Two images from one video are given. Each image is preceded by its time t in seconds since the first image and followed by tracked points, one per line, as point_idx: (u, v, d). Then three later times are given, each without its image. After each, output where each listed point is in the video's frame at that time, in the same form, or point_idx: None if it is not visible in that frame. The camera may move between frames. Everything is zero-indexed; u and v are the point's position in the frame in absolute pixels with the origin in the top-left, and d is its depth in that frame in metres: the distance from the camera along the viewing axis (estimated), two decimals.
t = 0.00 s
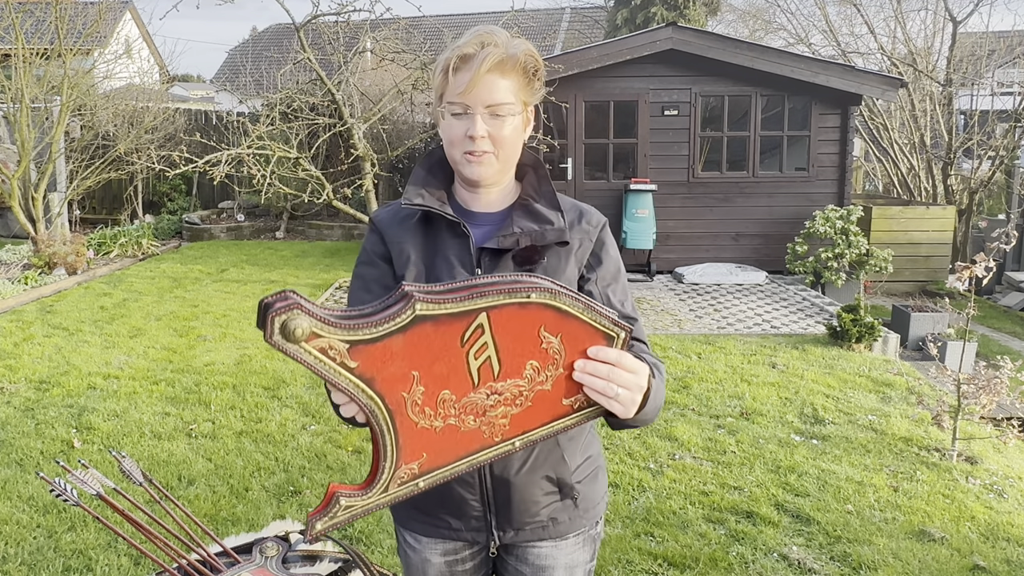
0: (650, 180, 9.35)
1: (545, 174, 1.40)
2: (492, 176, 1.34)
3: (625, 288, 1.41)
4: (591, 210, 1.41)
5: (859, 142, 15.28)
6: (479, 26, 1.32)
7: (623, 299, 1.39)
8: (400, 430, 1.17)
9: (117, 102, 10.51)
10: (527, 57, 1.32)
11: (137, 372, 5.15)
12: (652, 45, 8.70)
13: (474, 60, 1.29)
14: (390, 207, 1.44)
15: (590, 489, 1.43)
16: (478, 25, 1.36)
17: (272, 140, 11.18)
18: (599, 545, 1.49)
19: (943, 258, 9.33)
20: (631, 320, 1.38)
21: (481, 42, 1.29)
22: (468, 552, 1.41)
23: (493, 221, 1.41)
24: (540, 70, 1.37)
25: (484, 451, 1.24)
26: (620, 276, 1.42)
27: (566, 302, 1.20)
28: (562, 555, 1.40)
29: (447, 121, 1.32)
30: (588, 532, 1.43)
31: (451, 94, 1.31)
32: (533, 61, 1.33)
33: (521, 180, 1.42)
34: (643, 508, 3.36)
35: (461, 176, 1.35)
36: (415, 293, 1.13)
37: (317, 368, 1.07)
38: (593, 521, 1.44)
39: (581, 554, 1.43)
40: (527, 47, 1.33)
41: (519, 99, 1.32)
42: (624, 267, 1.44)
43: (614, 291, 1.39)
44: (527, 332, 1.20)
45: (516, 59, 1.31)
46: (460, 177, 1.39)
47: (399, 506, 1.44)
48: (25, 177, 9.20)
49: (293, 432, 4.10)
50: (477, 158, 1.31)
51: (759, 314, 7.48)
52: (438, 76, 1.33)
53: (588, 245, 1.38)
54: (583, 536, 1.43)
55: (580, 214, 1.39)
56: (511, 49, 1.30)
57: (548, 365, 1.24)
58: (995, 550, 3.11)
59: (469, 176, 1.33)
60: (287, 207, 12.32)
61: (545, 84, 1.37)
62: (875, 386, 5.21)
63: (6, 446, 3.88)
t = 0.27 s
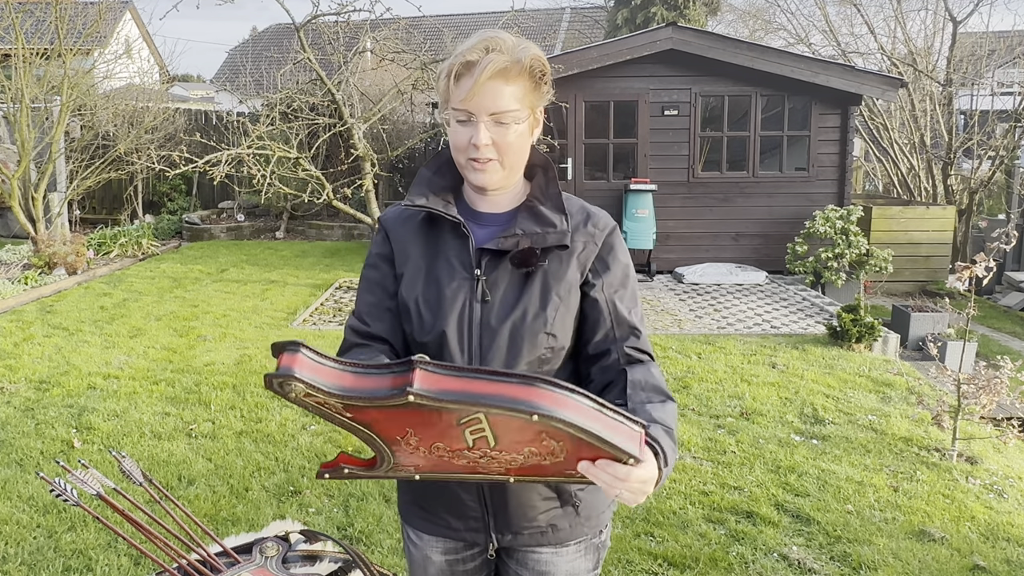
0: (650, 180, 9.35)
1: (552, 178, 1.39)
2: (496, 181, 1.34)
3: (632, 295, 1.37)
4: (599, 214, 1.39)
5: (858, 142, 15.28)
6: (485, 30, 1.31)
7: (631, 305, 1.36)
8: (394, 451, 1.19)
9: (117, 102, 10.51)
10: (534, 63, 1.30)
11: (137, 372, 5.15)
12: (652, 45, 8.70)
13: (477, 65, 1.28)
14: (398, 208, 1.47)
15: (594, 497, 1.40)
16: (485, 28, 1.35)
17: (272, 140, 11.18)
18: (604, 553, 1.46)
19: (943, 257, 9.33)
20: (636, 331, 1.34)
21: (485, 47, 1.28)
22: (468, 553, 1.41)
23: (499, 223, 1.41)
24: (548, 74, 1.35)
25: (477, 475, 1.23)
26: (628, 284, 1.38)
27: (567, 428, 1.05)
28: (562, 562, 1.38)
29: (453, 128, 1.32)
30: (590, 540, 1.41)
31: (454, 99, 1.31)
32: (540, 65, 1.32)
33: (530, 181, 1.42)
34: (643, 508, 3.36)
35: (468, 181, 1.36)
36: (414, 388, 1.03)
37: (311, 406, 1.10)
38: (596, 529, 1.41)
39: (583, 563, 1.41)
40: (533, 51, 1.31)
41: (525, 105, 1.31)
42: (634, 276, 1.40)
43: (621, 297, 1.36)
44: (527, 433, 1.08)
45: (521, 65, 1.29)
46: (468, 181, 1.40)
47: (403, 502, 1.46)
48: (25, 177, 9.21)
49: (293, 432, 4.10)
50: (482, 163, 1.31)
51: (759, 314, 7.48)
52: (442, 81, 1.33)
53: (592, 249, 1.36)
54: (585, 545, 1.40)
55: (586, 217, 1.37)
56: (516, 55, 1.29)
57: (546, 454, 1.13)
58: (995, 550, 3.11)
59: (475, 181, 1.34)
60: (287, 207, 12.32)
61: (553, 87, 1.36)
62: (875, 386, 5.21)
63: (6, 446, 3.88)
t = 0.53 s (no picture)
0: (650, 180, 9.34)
1: (564, 178, 1.37)
2: (504, 182, 1.34)
3: (642, 298, 1.34)
4: (612, 216, 1.37)
5: (859, 142, 15.27)
6: (497, 30, 1.31)
7: (641, 309, 1.33)
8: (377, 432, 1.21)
9: (118, 102, 10.51)
10: (544, 63, 1.29)
11: (137, 372, 5.15)
12: (652, 45, 8.71)
13: (486, 65, 1.28)
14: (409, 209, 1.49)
15: (600, 503, 1.39)
16: (498, 27, 1.34)
17: (272, 140, 11.18)
18: (610, 559, 1.45)
19: (943, 257, 9.33)
20: (644, 335, 1.31)
21: (495, 47, 1.27)
22: (473, 554, 1.42)
23: (509, 223, 1.40)
24: (561, 75, 1.34)
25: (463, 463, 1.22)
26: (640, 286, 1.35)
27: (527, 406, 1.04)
28: (566, 567, 1.37)
29: (463, 127, 1.33)
30: (595, 545, 1.40)
31: (464, 99, 1.31)
32: (551, 66, 1.30)
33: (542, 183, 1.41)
34: (643, 508, 3.36)
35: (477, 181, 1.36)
36: (378, 365, 1.05)
37: (290, 382, 1.13)
38: (602, 535, 1.40)
39: (588, 568, 1.40)
40: (545, 52, 1.30)
41: (534, 106, 1.30)
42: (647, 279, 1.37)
43: (630, 301, 1.33)
44: (495, 415, 1.08)
45: (531, 65, 1.28)
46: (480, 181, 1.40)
47: (410, 501, 1.48)
48: (25, 177, 9.21)
49: (293, 432, 4.10)
50: (489, 164, 1.31)
51: (759, 314, 7.47)
52: (451, 80, 1.33)
53: (603, 252, 1.33)
54: (590, 550, 1.39)
55: (597, 219, 1.35)
56: (526, 55, 1.28)
57: (520, 439, 1.11)
58: (995, 550, 3.11)
59: (484, 182, 1.34)
60: (287, 207, 12.32)
61: (565, 88, 1.35)
62: (875, 386, 5.21)
63: (6, 446, 3.88)
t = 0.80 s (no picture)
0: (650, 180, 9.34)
1: (571, 178, 1.37)
2: (507, 183, 1.34)
3: (647, 292, 1.34)
4: (617, 214, 1.37)
5: (859, 142, 15.27)
6: (504, 31, 1.30)
7: (646, 303, 1.33)
8: (368, 408, 1.25)
9: (117, 102, 10.51)
10: (549, 65, 1.28)
11: (137, 372, 5.15)
12: (652, 45, 8.71)
13: (490, 67, 1.27)
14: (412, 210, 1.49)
15: (608, 503, 1.39)
16: (505, 28, 1.33)
17: (272, 140, 11.18)
18: (617, 559, 1.45)
19: (943, 257, 9.33)
20: (650, 329, 1.30)
21: (501, 49, 1.27)
22: (480, 556, 1.42)
23: (516, 223, 1.41)
24: (568, 76, 1.33)
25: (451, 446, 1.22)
26: (644, 282, 1.34)
27: (493, 376, 1.05)
28: (575, 568, 1.37)
29: (467, 127, 1.33)
30: (604, 546, 1.40)
31: (468, 100, 1.31)
32: (557, 68, 1.29)
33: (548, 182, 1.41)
34: (643, 508, 3.36)
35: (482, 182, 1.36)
36: (359, 331, 1.11)
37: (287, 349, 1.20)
38: (610, 536, 1.40)
39: (596, 569, 1.40)
40: (551, 53, 1.28)
41: (539, 108, 1.29)
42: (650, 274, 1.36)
43: (636, 299, 1.32)
44: (469, 388, 1.09)
45: (536, 67, 1.27)
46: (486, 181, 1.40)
47: (418, 504, 1.48)
48: (25, 177, 9.20)
49: (293, 432, 4.10)
50: (492, 165, 1.31)
51: (759, 314, 7.47)
52: (456, 80, 1.33)
53: (609, 250, 1.33)
54: (598, 551, 1.39)
55: (603, 217, 1.35)
56: (532, 57, 1.27)
57: (497, 415, 1.12)
58: (995, 550, 3.11)
59: (487, 182, 1.34)
60: (287, 207, 12.32)
61: (573, 89, 1.34)
62: (875, 386, 5.21)
63: (6, 446, 3.88)
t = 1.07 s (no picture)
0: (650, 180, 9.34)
1: (573, 178, 1.36)
2: (503, 182, 1.33)
3: (647, 296, 1.32)
4: (619, 215, 1.36)
5: (858, 142, 15.27)
6: (502, 32, 1.31)
7: (646, 306, 1.31)
8: (356, 380, 1.29)
9: (118, 102, 10.51)
10: (546, 65, 1.28)
11: (137, 372, 5.15)
12: (652, 45, 8.71)
13: (486, 66, 1.28)
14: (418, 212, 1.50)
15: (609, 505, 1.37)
16: (506, 29, 1.34)
17: (272, 140, 11.19)
18: (620, 563, 1.43)
19: (943, 257, 9.34)
20: (646, 333, 1.27)
21: (496, 48, 1.27)
22: (480, 554, 1.43)
23: (517, 223, 1.40)
24: (568, 78, 1.32)
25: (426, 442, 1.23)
26: (644, 285, 1.32)
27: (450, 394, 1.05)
28: (574, 569, 1.36)
29: (466, 126, 1.34)
30: (604, 549, 1.38)
31: (465, 99, 1.32)
32: (555, 69, 1.29)
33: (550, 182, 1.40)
34: (643, 508, 3.36)
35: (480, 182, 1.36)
36: (348, 317, 1.12)
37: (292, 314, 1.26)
38: (610, 539, 1.38)
39: (596, 571, 1.38)
40: (548, 53, 1.28)
41: (535, 108, 1.29)
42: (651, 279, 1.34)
43: (634, 300, 1.30)
44: (435, 402, 1.09)
45: (532, 67, 1.28)
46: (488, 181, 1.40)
47: (421, 500, 1.50)
48: (25, 177, 9.20)
49: (293, 432, 4.10)
50: (486, 163, 1.31)
51: (759, 314, 7.48)
52: (455, 79, 1.34)
53: (609, 251, 1.32)
54: (598, 553, 1.37)
55: (605, 217, 1.34)
56: (528, 56, 1.27)
57: (458, 432, 1.11)
58: (995, 550, 3.11)
59: (484, 181, 1.34)
60: (287, 207, 12.32)
61: (573, 89, 1.33)
62: (875, 386, 5.21)
63: (6, 446, 3.88)
